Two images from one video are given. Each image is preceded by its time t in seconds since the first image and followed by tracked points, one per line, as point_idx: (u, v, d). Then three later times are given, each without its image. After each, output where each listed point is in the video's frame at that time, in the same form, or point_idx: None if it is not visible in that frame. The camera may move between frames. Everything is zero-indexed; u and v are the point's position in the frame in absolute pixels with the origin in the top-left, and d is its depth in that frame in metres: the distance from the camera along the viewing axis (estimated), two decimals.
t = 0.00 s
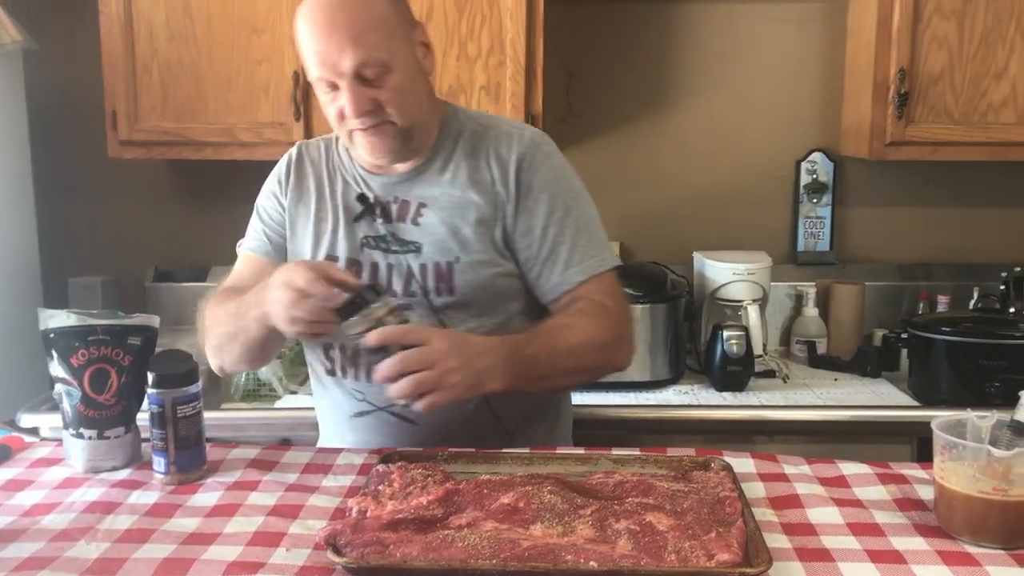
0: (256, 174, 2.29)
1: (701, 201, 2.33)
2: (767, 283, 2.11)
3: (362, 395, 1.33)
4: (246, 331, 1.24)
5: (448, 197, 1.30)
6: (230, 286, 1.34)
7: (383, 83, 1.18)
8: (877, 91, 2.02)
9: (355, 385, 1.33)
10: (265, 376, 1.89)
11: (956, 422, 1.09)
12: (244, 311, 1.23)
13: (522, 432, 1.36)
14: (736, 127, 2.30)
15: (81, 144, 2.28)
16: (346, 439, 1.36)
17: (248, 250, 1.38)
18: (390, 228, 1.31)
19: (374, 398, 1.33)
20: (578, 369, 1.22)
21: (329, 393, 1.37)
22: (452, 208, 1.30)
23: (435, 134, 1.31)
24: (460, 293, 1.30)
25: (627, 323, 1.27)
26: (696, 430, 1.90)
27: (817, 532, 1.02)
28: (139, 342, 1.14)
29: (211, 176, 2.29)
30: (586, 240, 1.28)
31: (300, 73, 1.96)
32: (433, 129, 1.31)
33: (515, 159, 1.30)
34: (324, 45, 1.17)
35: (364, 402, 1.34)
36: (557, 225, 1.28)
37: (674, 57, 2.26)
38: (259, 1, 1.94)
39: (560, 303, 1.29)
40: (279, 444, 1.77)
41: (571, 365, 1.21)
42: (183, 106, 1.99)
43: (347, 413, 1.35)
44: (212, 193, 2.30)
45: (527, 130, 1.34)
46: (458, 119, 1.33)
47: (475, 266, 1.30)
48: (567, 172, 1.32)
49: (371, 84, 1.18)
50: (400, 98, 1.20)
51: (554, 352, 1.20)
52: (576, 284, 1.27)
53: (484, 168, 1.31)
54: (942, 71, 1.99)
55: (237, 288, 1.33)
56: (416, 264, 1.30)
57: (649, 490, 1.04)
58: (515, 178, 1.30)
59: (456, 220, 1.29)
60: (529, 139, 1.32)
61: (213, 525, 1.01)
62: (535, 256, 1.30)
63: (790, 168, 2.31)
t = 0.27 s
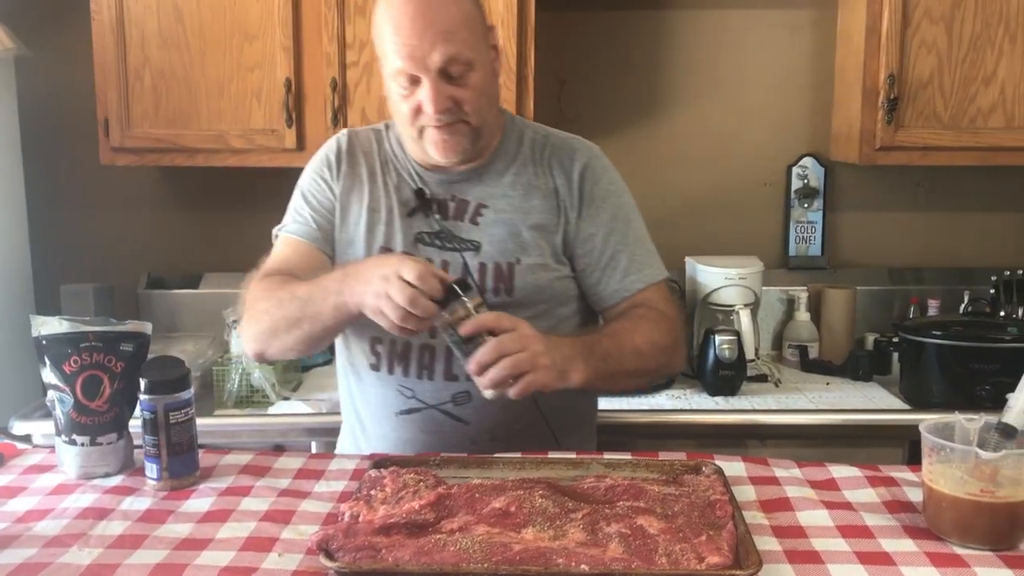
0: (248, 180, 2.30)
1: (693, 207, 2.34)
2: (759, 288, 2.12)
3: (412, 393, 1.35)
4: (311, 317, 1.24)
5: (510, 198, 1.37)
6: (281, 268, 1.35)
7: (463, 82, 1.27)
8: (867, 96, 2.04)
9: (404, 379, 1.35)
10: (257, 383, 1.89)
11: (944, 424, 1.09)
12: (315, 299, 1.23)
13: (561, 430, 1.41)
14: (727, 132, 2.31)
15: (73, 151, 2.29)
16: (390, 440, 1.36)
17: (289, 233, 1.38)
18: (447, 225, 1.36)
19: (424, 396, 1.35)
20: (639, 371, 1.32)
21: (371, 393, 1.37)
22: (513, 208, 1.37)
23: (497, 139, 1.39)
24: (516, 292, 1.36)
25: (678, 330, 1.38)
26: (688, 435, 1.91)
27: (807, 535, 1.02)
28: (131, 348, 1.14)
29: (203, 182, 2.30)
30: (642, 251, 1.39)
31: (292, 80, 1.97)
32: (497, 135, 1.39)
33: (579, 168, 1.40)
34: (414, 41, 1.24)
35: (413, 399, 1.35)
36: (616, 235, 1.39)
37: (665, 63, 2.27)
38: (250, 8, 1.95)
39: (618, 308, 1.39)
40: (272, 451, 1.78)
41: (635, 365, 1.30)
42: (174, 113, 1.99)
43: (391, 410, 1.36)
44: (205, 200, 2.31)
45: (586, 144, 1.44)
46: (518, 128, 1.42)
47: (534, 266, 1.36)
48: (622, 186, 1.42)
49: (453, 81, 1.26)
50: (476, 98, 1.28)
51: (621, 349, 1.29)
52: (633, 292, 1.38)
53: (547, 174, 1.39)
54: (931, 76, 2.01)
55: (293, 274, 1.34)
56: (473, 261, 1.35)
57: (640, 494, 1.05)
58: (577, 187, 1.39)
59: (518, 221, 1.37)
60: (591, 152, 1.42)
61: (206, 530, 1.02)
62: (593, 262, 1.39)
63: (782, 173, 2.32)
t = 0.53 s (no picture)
0: (242, 181, 2.30)
1: (686, 208, 2.35)
2: (751, 289, 2.13)
3: (447, 393, 1.35)
4: (352, 324, 1.24)
5: (548, 201, 1.38)
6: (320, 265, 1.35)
7: (510, 89, 1.26)
8: (858, 98, 2.05)
9: (439, 379, 1.36)
10: (250, 384, 1.89)
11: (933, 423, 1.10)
12: (359, 306, 1.23)
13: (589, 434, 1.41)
14: (721, 133, 2.32)
15: (66, 152, 2.29)
16: (421, 439, 1.36)
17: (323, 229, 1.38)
18: (484, 226, 1.37)
19: (458, 396, 1.35)
20: (673, 383, 1.32)
21: (405, 391, 1.37)
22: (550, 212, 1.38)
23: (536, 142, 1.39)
24: (553, 295, 1.36)
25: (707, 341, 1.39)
26: (681, 435, 1.92)
27: (796, 533, 1.03)
28: (123, 349, 1.14)
29: (197, 183, 2.30)
30: (676, 260, 1.41)
31: (285, 81, 1.98)
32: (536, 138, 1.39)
33: (617, 174, 1.40)
34: (462, 46, 1.23)
35: (447, 400, 1.35)
36: (653, 243, 1.40)
37: (659, 65, 2.28)
38: (243, 9, 1.95)
39: (650, 316, 1.40)
40: (265, 451, 1.78)
41: (668, 378, 1.31)
42: (168, 114, 1.99)
43: (423, 410, 1.36)
44: (198, 202, 2.31)
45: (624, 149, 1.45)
46: (555, 130, 1.42)
47: (570, 270, 1.37)
48: (658, 193, 1.43)
49: (500, 89, 1.26)
50: (521, 104, 1.28)
51: (655, 363, 1.29)
52: (668, 300, 1.39)
53: (584, 177, 1.40)
54: (922, 78, 2.02)
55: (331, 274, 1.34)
56: (511, 264, 1.36)
57: (631, 493, 1.05)
58: (615, 192, 1.40)
59: (556, 224, 1.37)
60: (629, 157, 1.43)
61: (197, 530, 1.02)
62: (629, 268, 1.40)
63: (774, 174, 2.33)
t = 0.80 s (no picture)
0: (234, 180, 2.30)
1: (678, 210, 2.36)
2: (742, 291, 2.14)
3: (458, 402, 1.35)
4: (378, 361, 1.25)
5: (553, 204, 1.37)
6: (334, 292, 1.34)
7: (515, 95, 1.25)
8: (849, 101, 2.06)
9: (450, 389, 1.35)
10: (241, 383, 1.89)
11: (917, 426, 1.11)
12: (385, 347, 1.23)
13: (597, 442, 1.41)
14: (713, 136, 2.33)
15: (58, 151, 2.28)
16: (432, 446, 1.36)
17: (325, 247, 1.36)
18: (491, 232, 1.36)
19: (470, 404, 1.35)
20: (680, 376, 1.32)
21: (417, 401, 1.36)
22: (556, 215, 1.37)
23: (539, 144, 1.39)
24: (562, 301, 1.36)
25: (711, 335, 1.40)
26: (671, 436, 1.92)
27: (781, 534, 1.04)
28: (113, 348, 1.15)
29: (189, 182, 2.30)
30: (682, 257, 1.41)
31: (277, 81, 1.98)
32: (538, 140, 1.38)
33: (621, 173, 1.40)
34: (465, 54, 1.22)
35: (459, 408, 1.35)
36: (660, 240, 1.40)
37: (651, 67, 2.29)
38: (236, 9, 1.96)
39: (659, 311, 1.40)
40: (256, 450, 1.78)
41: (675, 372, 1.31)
42: (160, 114, 1.99)
43: (435, 419, 1.35)
44: (190, 201, 2.31)
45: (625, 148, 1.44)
46: (556, 131, 1.42)
47: (579, 274, 1.36)
48: (661, 190, 1.43)
49: (505, 96, 1.24)
50: (527, 110, 1.26)
51: (664, 358, 1.30)
52: (676, 297, 1.40)
53: (588, 179, 1.39)
54: (912, 81, 2.03)
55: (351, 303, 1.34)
56: (519, 270, 1.35)
57: (617, 493, 1.06)
58: (619, 192, 1.40)
59: (563, 229, 1.36)
60: (631, 156, 1.43)
61: (186, 529, 1.02)
62: (638, 268, 1.40)
63: (765, 176, 2.34)
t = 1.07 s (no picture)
0: (227, 179, 2.30)
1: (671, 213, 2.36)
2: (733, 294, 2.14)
3: (458, 411, 1.34)
4: (404, 375, 1.24)
5: (555, 210, 1.36)
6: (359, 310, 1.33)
7: (518, 106, 1.23)
8: (842, 104, 2.07)
9: (452, 398, 1.34)
10: (232, 383, 1.89)
11: (906, 430, 1.11)
12: (406, 360, 1.23)
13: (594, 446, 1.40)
14: (706, 139, 2.33)
15: (49, 149, 2.28)
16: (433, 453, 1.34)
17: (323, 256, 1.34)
18: (492, 240, 1.34)
19: (471, 413, 1.34)
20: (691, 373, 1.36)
21: (417, 409, 1.35)
22: (558, 220, 1.36)
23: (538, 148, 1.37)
24: (565, 308, 1.35)
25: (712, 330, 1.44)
26: (662, 438, 1.93)
27: (771, 537, 1.04)
28: (102, 347, 1.15)
29: (181, 181, 2.30)
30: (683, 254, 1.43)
31: (270, 80, 1.97)
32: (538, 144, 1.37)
33: (622, 176, 1.40)
34: (464, 70, 1.20)
35: (460, 417, 1.34)
36: (662, 240, 1.41)
37: (645, 69, 2.30)
38: (229, 8, 1.95)
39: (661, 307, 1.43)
40: (246, 451, 1.78)
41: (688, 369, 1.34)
42: (152, 113, 1.99)
43: (436, 427, 1.34)
44: (182, 200, 2.30)
45: (624, 148, 1.43)
46: (555, 134, 1.40)
47: (581, 281, 1.35)
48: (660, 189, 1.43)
49: (508, 108, 1.22)
50: (529, 120, 1.25)
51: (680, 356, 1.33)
52: (680, 295, 1.42)
53: (589, 183, 1.39)
54: (904, 85, 2.04)
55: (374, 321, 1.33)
56: (522, 278, 1.34)
57: (607, 496, 1.06)
58: (619, 195, 1.39)
59: (565, 236, 1.36)
60: (630, 157, 1.42)
61: (174, 529, 1.02)
62: (640, 267, 1.41)
63: (758, 180, 2.35)
